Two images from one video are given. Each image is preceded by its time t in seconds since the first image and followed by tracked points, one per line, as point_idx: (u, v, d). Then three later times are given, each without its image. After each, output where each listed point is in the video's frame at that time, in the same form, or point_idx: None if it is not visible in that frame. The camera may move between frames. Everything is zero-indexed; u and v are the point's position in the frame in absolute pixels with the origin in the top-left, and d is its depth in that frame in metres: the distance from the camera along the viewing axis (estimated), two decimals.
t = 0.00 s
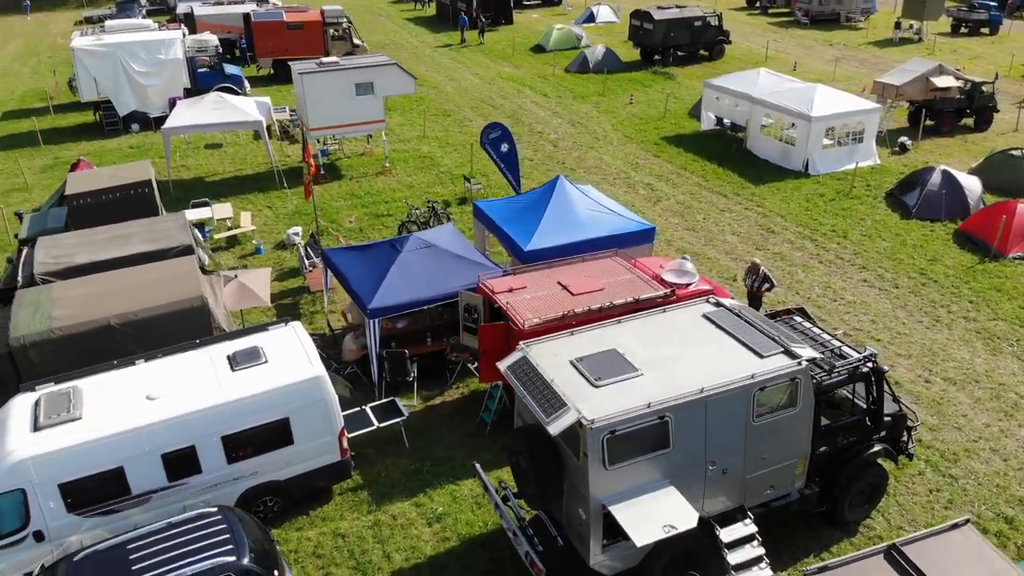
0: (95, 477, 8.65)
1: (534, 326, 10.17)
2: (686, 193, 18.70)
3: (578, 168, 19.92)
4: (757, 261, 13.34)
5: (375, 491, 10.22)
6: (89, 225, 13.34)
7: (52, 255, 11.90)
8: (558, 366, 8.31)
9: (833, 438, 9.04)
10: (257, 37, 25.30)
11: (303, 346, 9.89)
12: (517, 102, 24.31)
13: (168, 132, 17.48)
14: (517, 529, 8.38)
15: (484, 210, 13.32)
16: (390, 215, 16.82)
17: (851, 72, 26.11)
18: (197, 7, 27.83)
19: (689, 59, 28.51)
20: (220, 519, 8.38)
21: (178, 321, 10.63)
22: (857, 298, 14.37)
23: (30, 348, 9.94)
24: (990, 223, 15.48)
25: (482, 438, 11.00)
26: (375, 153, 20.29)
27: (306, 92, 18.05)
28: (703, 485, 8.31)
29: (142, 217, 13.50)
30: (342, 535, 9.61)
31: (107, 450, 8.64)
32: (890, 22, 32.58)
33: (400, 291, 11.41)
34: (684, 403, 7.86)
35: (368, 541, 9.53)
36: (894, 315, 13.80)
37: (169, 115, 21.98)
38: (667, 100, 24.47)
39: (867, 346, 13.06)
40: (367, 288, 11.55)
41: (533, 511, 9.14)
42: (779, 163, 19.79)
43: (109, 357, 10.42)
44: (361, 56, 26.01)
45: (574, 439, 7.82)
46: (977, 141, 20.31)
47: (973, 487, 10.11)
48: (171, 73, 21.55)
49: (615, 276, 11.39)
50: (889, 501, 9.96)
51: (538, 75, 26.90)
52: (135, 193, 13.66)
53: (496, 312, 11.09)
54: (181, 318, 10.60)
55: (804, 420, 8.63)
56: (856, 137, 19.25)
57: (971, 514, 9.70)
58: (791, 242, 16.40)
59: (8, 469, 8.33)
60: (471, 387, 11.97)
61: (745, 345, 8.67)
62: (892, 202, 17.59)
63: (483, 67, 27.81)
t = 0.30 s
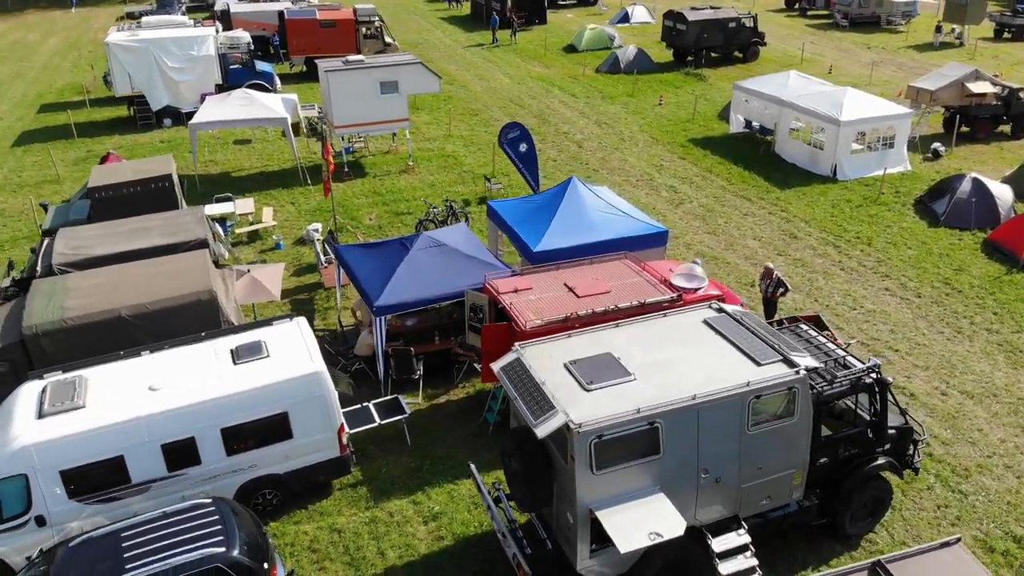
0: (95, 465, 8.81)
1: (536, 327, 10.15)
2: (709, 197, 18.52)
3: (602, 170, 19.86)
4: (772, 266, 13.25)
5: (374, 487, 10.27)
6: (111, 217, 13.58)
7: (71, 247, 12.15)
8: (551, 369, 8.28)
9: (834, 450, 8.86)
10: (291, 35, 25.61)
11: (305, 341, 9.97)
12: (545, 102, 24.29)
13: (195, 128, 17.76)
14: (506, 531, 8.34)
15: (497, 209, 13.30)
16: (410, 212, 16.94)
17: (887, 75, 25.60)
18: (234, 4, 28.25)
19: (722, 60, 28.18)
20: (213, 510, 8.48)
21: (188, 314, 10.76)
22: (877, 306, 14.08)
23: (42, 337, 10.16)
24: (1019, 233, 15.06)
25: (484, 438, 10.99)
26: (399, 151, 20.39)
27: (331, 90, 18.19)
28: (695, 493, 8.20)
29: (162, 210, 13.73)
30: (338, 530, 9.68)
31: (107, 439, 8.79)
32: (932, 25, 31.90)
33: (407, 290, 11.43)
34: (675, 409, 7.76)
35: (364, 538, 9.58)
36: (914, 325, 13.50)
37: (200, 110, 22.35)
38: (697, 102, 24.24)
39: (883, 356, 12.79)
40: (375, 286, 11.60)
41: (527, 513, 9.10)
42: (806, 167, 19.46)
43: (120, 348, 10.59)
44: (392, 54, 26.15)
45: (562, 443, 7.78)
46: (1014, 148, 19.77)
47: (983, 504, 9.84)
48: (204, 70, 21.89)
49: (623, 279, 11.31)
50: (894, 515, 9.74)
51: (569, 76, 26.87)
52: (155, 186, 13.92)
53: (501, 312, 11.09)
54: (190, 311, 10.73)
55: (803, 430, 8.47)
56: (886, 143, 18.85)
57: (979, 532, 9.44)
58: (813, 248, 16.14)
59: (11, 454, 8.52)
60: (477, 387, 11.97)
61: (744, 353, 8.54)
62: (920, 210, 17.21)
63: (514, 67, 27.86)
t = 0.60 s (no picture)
0: (97, 453, 8.98)
1: (538, 329, 10.14)
2: (734, 200, 18.29)
3: (626, 173, 19.78)
4: (788, 271, 13.03)
5: (374, 483, 10.33)
6: (132, 209, 13.83)
7: (90, 239, 12.42)
8: (543, 371, 8.25)
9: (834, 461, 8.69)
10: (324, 33, 25.85)
11: (308, 337, 10.06)
12: (574, 103, 24.29)
13: (222, 124, 18.03)
14: (495, 532, 8.33)
15: (510, 208, 13.30)
16: (430, 210, 16.97)
17: (926, 80, 25.05)
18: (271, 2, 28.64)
19: (757, 62, 27.81)
20: (208, 501, 8.60)
21: (198, 306, 10.95)
22: (898, 316, 13.78)
23: (56, 326, 10.41)
24: None
25: (486, 438, 10.98)
26: (424, 149, 20.48)
27: (356, 88, 18.33)
28: (686, 501, 8.11)
29: (182, 204, 13.95)
30: (335, 525, 9.75)
31: (109, 428, 8.96)
32: (976, 29, 31.18)
33: (416, 287, 11.48)
34: (665, 415, 7.68)
35: (360, 533, 9.64)
36: (935, 336, 13.17)
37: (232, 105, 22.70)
38: (729, 104, 23.97)
39: (901, 367, 12.51)
40: (384, 283, 11.65)
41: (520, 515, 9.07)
42: (835, 172, 19.10)
43: (131, 338, 10.81)
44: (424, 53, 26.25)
45: (550, 445, 7.74)
46: None
47: (992, 522, 9.58)
48: (236, 66, 22.20)
49: (631, 282, 11.25)
50: (898, 529, 9.52)
51: (600, 77, 26.84)
52: (177, 180, 14.14)
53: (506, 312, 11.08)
54: (199, 304, 10.91)
55: (800, 441, 8.32)
56: (918, 149, 18.43)
57: (985, 551, 9.19)
58: (836, 255, 15.84)
59: (16, 440, 8.73)
60: (483, 387, 11.97)
61: (741, 360, 8.41)
62: (950, 218, 16.79)
63: (546, 66, 27.91)
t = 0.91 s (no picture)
0: (100, 439, 9.17)
1: (540, 330, 10.11)
2: (762, 205, 18.00)
3: (654, 176, 19.64)
4: (807, 279, 12.71)
5: (373, 479, 10.39)
6: (157, 202, 14.12)
7: (112, 229, 12.70)
8: (534, 374, 8.21)
9: (832, 475, 8.50)
10: (361, 31, 25.99)
11: (312, 332, 10.16)
12: (607, 104, 24.21)
13: (253, 119, 18.30)
14: (483, 533, 8.30)
15: (525, 209, 13.29)
16: (452, 209, 16.98)
17: (971, 86, 24.40)
18: None
19: (798, 65, 27.32)
20: (203, 490, 8.74)
21: (209, 298, 11.13)
22: (921, 328, 13.42)
23: (71, 314, 10.66)
24: None
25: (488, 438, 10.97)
26: (452, 148, 20.54)
27: (385, 86, 18.45)
28: (675, 509, 8.00)
29: (205, 197, 14.19)
30: (332, 519, 9.83)
31: (112, 415, 9.14)
32: None
33: (424, 285, 11.53)
34: (652, 422, 7.59)
35: (355, 528, 9.70)
36: (958, 350, 12.80)
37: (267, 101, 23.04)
38: (764, 107, 23.62)
39: (919, 380, 12.19)
40: (393, 280, 11.71)
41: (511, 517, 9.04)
42: (868, 178, 18.66)
43: (144, 328, 11.03)
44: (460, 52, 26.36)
45: (536, 448, 7.71)
46: None
47: (1001, 544, 9.28)
48: (272, 63, 22.54)
49: (639, 286, 11.16)
50: (901, 547, 9.28)
51: (636, 77, 26.85)
52: (201, 174, 14.40)
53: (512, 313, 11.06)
54: (210, 296, 11.08)
55: (795, 453, 8.15)
56: (955, 157, 17.93)
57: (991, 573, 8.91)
58: (862, 263, 15.49)
59: (23, 423, 8.96)
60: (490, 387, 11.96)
61: (737, 369, 8.26)
62: (984, 228, 16.30)
63: (582, 67, 27.98)
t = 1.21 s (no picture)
0: (104, 428, 9.35)
1: (541, 332, 10.08)
2: (787, 210, 17.71)
3: (678, 179, 19.45)
4: (824, 287, 12.33)
5: (372, 476, 10.44)
6: (178, 196, 14.34)
7: (130, 222, 12.94)
8: (525, 376, 8.19)
9: (829, 488, 8.32)
10: (394, 30, 26.18)
11: (315, 328, 10.24)
12: (637, 107, 24.06)
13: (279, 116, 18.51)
14: (470, 534, 8.29)
15: (538, 210, 13.27)
16: (471, 208, 17.02)
17: (1013, 92, 23.75)
18: None
19: (835, 69, 26.85)
20: (198, 482, 8.86)
21: (219, 292, 11.27)
22: (942, 339, 13.09)
23: (84, 304, 10.89)
24: None
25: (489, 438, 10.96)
26: (477, 147, 20.57)
27: (410, 85, 18.52)
28: (663, 518, 7.90)
29: (224, 192, 14.37)
30: (329, 514, 9.90)
31: (115, 405, 9.30)
32: None
33: (431, 284, 11.58)
34: (639, 428, 7.51)
35: (351, 524, 9.76)
36: (978, 363, 12.47)
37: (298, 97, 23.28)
38: (797, 111, 23.26)
39: (936, 394, 11.90)
40: (402, 278, 11.78)
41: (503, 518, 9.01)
42: (898, 185, 18.26)
43: (155, 319, 11.22)
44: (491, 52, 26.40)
45: (522, 451, 7.68)
46: None
47: (1007, 565, 9.01)
48: (304, 60, 22.77)
49: (646, 290, 11.06)
50: (902, 564, 9.06)
51: (668, 80, 26.62)
52: (221, 170, 14.57)
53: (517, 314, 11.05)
54: (220, 290, 11.23)
55: (788, 464, 8.00)
56: (988, 165, 17.47)
57: None
58: (886, 272, 15.16)
59: (28, 410, 9.17)
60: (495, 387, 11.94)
61: (731, 377, 8.14)
62: (1015, 239, 15.84)
63: (616, 68, 27.87)
